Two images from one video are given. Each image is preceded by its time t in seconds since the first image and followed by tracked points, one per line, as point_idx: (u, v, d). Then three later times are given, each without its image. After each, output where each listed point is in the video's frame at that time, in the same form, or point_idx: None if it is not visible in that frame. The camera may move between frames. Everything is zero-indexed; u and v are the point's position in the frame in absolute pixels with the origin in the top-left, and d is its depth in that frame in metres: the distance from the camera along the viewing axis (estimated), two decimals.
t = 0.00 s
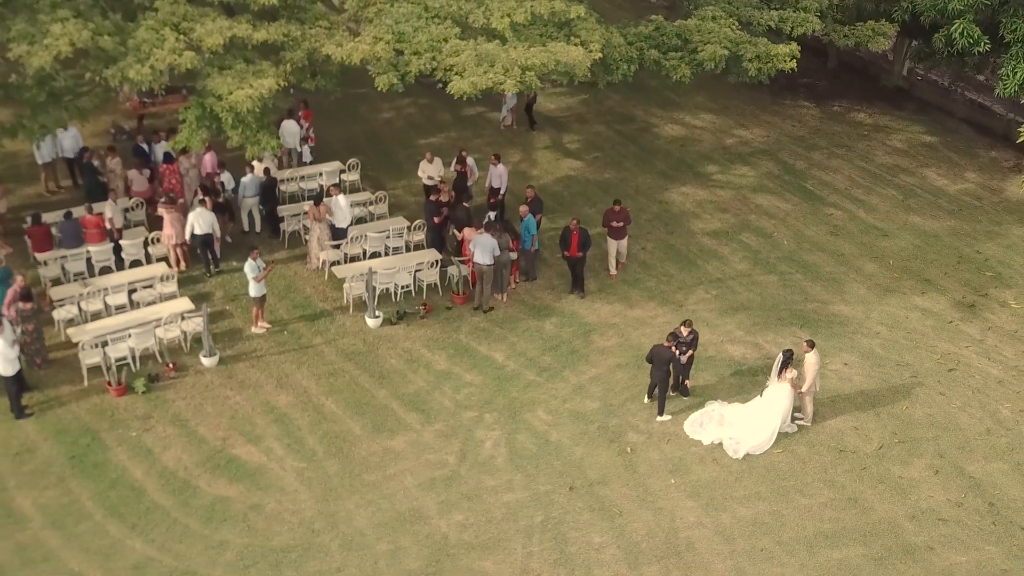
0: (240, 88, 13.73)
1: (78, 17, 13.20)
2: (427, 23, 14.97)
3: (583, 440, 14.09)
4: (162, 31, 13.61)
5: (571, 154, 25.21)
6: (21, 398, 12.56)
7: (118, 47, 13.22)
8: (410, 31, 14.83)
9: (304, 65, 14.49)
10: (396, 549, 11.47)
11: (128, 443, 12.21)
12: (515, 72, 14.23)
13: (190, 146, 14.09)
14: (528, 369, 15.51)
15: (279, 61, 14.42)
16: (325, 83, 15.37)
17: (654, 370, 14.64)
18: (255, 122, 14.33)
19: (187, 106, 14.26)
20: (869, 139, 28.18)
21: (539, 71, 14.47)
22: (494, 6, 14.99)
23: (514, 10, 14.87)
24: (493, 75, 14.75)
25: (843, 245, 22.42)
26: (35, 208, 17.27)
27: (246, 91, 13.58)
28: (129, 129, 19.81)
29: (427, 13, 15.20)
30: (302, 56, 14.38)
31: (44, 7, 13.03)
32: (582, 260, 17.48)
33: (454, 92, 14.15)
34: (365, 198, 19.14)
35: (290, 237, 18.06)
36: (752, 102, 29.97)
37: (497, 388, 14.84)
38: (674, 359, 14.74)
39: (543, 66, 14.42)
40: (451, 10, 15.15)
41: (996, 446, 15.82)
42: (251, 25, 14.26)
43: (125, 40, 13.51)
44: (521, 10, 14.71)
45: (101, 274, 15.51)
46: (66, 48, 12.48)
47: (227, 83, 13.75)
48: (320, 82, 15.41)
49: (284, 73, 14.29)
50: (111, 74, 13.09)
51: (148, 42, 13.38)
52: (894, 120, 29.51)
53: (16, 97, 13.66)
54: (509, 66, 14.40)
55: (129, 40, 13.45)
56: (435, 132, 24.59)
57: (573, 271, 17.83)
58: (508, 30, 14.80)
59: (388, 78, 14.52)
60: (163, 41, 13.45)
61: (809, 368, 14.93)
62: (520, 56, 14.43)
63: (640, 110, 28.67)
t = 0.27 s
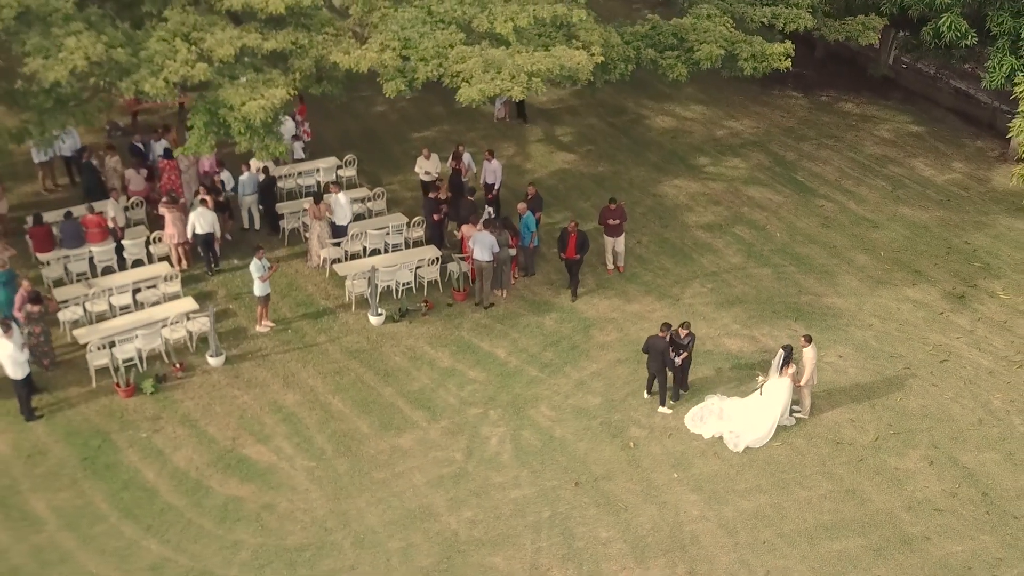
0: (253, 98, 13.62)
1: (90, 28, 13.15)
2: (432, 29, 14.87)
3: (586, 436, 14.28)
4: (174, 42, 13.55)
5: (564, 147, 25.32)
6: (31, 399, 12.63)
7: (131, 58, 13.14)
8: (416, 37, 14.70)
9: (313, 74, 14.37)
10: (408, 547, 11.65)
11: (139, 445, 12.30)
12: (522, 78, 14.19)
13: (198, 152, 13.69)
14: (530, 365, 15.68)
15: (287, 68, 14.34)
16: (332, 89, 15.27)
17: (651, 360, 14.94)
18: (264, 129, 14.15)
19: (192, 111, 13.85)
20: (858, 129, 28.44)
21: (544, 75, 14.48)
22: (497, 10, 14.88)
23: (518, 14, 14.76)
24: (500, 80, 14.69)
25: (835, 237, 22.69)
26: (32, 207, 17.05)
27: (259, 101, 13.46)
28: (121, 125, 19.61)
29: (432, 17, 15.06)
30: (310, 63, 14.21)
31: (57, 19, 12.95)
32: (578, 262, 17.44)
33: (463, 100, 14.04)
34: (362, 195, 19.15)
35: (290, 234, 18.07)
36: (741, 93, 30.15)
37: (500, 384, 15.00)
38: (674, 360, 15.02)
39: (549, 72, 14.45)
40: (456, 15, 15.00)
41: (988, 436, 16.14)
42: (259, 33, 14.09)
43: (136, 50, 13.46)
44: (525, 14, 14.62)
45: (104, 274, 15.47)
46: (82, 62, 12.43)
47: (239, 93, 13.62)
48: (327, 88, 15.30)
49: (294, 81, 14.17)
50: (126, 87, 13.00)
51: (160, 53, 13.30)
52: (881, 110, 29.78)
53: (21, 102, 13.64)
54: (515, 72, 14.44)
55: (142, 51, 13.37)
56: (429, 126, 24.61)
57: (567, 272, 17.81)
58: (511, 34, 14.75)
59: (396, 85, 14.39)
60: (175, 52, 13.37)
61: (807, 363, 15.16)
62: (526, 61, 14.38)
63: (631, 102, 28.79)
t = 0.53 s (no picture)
0: (262, 106, 13.59)
1: (99, 38, 13.07)
2: (434, 33, 14.86)
3: (587, 430, 14.49)
4: (181, 51, 13.42)
5: (557, 140, 25.43)
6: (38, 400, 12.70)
7: (140, 67, 13.07)
8: (419, 41, 14.67)
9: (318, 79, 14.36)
10: (416, 542, 11.83)
11: (147, 444, 12.42)
12: (525, 83, 14.21)
13: (204, 156, 13.65)
14: (530, 360, 15.85)
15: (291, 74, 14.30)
16: (335, 93, 15.23)
17: (645, 349, 15.20)
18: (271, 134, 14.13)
19: (197, 115, 13.80)
20: (846, 120, 28.69)
21: (546, 79, 14.54)
22: (497, 13, 14.85)
23: (518, 17, 14.74)
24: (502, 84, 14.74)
25: (826, 229, 22.94)
26: (30, 207, 17.01)
27: (269, 110, 13.44)
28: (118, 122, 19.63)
29: (433, 21, 15.03)
30: (315, 70, 14.25)
31: (67, 29, 12.88)
32: (575, 261, 17.62)
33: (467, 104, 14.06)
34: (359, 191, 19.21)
35: (288, 231, 18.12)
36: (731, 85, 30.32)
37: (501, 380, 15.18)
38: (666, 356, 15.31)
39: (551, 75, 14.53)
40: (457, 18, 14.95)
41: (979, 426, 16.42)
42: (265, 40, 14.02)
43: (144, 59, 13.35)
44: (526, 17, 14.61)
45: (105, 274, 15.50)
46: (94, 74, 12.40)
47: (247, 101, 13.55)
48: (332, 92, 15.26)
49: (299, 87, 14.16)
50: (137, 97, 12.93)
51: (169, 63, 13.22)
52: (869, 100, 30.03)
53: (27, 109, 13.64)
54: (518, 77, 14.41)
55: (150, 60, 13.28)
56: (423, 119, 24.67)
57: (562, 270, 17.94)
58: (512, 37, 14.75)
59: (400, 90, 14.39)
60: (184, 62, 13.28)
61: (802, 357, 15.39)
62: (528, 65, 14.44)
63: (622, 94, 28.92)
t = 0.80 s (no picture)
0: (270, 114, 13.59)
1: (108, 47, 13.11)
2: (434, 37, 14.82)
3: (587, 423, 14.74)
4: (190, 60, 13.42)
5: (548, 132, 25.59)
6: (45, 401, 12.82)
7: (149, 77, 13.09)
8: (421, 46, 14.59)
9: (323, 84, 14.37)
10: (423, 536, 12.08)
11: (155, 443, 12.58)
12: (526, 86, 14.22)
13: (211, 161, 13.65)
14: (529, 354, 16.06)
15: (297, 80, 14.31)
16: (338, 96, 15.23)
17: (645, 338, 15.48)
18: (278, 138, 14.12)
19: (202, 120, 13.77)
20: (832, 110, 28.98)
21: (547, 82, 14.56)
22: (497, 16, 14.86)
23: (517, 20, 14.74)
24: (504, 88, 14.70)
25: (815, 220, 23.24)
26: (29, 206, 16.99)
27: (278, 117, 13.46)
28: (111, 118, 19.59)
29: (433, 25, 14.98)
30: (320, 75, 14.34)
31: (77, 40, 12.90)
32: (567, 259, 17.52)
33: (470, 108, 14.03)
34: (355, 186, 19.27)
35: (286, 227, 18.19)
36: (719, 75, 30.54)
37: (501, 374, 15.39)
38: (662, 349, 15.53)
39: (552, 79, 14.53)
40: (456, 21, 14.87)
41: (967, 415, 16.76)
42: (270, 46, 14.00)
43: (152, 67, 13.37)
44: (525, 21, 14.59)
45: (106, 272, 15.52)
46: (106, 85, 12.44)
47: (256, 109, 13.57)
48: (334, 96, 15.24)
49: (306, 93, 14.19)
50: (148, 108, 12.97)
51: (178, 73, 13.23)
52: (855, 89, 30.35)
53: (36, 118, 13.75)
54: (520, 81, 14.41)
55: (159, 69, 13.30)
56: (415, 112, 24.76)
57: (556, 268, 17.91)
58: (511, 40, 14.74)
59: (404, 94, 14.33)
60: (192, 71, 13.29)
61: (796, 348, 15.64)
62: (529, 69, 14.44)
63: (611, 85, 29.08)
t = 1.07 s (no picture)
0: (276, 120, 13.58)
1: (115, 56, 13.08)
2: (433, 41, 14.76)
3: (585, 416, 14.98)
4: (195, 67, 13.37)
5: (539, 126, 25.74)
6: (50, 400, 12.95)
7: (155, 85, 13.04)
8: (420, 49, 14.52)
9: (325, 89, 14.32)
10: (427, 530, 12.29)
11: (160, 441, 12.73)
12: (524, 89, 14.22)
13: (214, 165, 13.57)
14: (526, 349, 16.25)
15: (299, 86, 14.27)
16: (338, 99, 15.17)
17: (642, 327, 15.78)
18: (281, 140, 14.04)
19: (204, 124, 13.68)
20: (819, 101, 29.25)
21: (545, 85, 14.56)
22: (494, 19, 14.82)
23: (515, 23, 14.68)
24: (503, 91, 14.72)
25: (803, 212, 23.49)
26: (26, 205, 16.99)
27: (283, 124, 13.46)
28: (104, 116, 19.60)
29: (432, 29, 14.92)
30: (322, 80, 14.22)
31: (85, 50, 12.84)
32: (559, 258, 17.62)
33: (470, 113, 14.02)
34: (350, 182, 19.31)
35: (282, 224, 18.26)
36: (707, 66, 30.75)
37: (499, 369, 15.59)
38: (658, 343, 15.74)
39: (550, 82, 14.49)
40: (454, 24, 14.82)
41: (955, 404, 17.01)
42: (272, 51, 13.94)
43: (158, 75, 13.34)
44: (523, 24, 14.56)
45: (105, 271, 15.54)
46: (115, 94, 12.45)
47: (262, 115, 13.56)
48: (335, 98, 15.18)
49: (309, 99, 14.14)
50: (155, 117, 12.97)
51: (184, 81, 13.20)
52: (841, 80, 30.63)
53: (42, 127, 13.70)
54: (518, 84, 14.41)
55: (165, 77, 13.28)
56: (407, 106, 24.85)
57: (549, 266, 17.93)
58: (508, 43, 14.70)
59: (405, 99, 14.27)
60: (198, 79, 13.26)
61: (788, 342, 15.89)
62: (527, 73, 14.40)
63: (600, 77, 29.24)
